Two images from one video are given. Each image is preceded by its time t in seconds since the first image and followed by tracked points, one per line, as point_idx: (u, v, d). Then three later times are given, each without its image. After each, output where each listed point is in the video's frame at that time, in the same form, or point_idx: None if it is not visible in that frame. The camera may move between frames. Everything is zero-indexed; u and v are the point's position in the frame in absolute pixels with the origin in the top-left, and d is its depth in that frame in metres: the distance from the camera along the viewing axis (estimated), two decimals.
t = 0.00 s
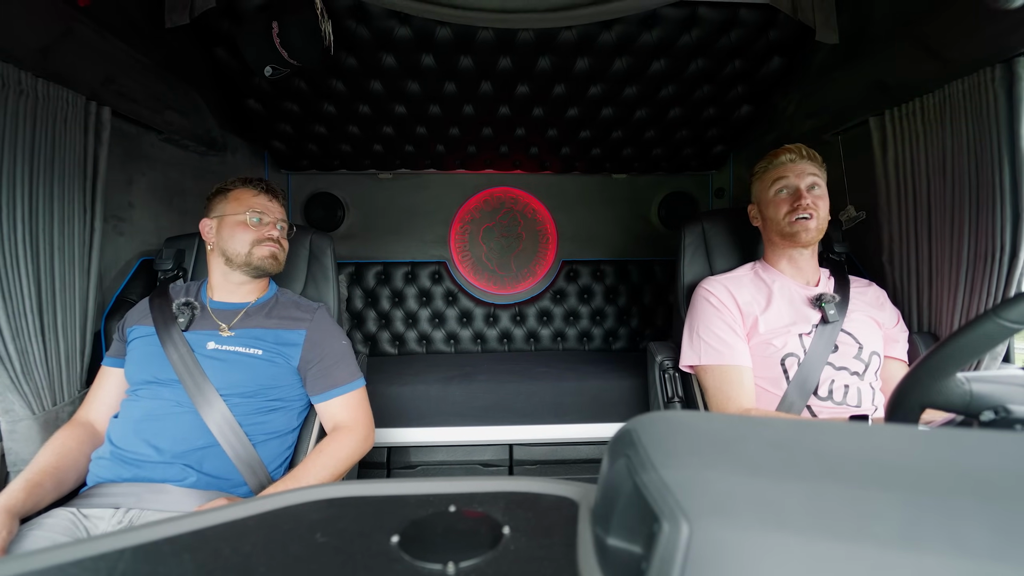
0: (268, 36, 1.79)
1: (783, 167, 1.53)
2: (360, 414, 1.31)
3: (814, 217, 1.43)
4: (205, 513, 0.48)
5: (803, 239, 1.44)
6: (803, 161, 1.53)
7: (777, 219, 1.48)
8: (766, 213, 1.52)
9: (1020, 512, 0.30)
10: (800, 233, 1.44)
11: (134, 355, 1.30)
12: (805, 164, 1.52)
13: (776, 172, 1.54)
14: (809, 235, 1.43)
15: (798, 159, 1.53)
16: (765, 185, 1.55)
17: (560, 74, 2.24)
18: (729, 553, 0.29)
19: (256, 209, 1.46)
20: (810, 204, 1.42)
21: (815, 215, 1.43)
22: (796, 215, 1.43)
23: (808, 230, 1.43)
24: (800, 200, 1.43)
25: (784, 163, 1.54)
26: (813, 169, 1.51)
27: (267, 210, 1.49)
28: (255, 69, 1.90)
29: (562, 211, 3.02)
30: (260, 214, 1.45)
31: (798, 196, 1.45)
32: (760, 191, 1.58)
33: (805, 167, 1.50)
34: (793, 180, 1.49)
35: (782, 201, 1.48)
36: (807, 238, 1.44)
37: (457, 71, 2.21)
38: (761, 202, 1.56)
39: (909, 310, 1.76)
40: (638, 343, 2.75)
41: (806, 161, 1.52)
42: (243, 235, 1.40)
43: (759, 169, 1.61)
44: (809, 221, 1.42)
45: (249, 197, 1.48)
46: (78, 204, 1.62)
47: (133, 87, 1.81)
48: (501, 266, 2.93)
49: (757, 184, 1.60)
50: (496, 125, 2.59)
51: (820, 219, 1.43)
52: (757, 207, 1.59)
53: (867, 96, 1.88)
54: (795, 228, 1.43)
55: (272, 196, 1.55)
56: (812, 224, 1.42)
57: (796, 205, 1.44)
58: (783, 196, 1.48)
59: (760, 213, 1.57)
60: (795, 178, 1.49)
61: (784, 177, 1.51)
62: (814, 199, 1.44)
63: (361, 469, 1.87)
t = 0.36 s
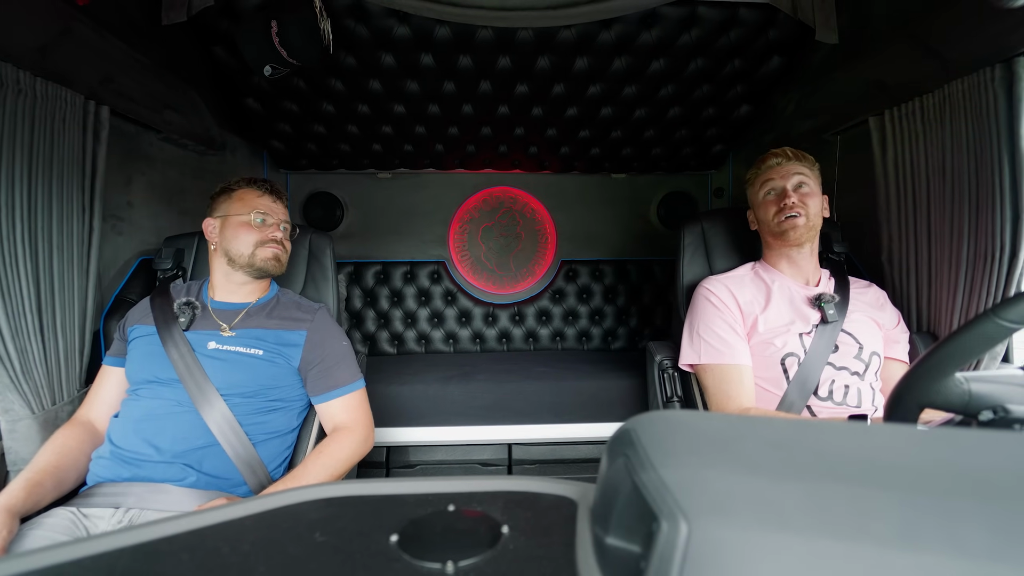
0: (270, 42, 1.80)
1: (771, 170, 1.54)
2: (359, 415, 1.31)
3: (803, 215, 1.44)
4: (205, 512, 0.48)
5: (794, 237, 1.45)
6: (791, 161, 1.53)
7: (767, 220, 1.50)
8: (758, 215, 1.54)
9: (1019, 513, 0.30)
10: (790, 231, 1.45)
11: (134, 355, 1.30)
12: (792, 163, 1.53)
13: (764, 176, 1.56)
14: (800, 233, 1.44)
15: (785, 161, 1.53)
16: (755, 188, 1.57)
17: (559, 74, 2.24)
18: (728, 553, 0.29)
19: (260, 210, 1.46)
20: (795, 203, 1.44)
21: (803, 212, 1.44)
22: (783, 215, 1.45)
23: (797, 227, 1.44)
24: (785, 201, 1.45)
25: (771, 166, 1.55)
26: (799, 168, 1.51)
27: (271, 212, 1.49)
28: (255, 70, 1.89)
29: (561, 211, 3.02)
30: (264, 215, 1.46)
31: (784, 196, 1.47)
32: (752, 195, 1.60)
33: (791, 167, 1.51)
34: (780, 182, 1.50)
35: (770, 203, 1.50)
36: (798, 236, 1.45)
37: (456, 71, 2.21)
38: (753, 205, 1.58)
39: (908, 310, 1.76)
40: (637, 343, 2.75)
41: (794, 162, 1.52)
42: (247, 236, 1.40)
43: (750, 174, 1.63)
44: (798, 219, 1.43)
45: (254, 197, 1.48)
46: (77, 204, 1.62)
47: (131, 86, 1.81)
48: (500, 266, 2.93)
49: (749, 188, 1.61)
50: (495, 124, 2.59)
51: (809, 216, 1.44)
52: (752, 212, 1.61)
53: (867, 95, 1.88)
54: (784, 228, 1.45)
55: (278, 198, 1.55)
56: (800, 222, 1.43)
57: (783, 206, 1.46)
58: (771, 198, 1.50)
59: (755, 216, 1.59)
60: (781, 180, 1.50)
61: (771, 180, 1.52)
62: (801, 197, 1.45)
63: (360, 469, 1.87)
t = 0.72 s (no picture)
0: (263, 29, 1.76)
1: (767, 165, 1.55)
2: (358, 411, 1.31)
3: (794, 210, 1.44)
4: (204, 510, 0.48)
5: (784, 232, 1.46)
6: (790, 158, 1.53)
7: (761, 215, 1.51)
8: (753, 211, 1.55)
9: (1019, 512, 0.30)
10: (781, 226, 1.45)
11: (130, 354, 1.29)
12: (790, 160, 1.53)
13: (760, 171, 1.57)
14: (790, 227, 1.44)
15: (784, 158, 1.53)
16: (753, 185, 1.58)
17: (560, 72, 2.23)
18: (728, 552, 0.29)
19: (251, 210, 1.46)
20: (788, 197, 1.45)
21: (795, 207, 1.44)
22: (776, 209, 1.46)
23: (788, 222, 1.44)
24: (779, 194, 1.46)
25: (770, 162, 1.56)
26: (796, 165, 1.51)
27: (262, 211, 1.48)
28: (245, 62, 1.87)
29: (561, 210, 3.02)
30: (256, 215, 1.45)
31: (778, 191, 1.48)
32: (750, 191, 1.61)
33: (788, 162, 1.51)
34: (776, 177, 1.51)
35: (765, 198, 1.51)
36: (790, 231, 1.45)
37: (457, 69, 2.20)
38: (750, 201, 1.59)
39: (907, 310, 1.76)
40: (638, 343, 2.75)
41: (791, 160, 1.52)
42: (239, 237, 1.40)
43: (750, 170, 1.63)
44: (790, 214, 1.44)
45: (244, 196, 1.47)
46: (77, 202, 1.62)
47: (131, 84, 1.81)
48: (500, 265, 2.93)
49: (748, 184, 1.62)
50: (495, 123, 2.59)
51: (801, 211, 1.44)
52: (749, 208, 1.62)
53: (868, 95, 1.88)
54: (775, 222, 1.46)
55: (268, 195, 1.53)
56: (792, 217, 1.44)
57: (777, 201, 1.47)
58: (766, 193, 1.51)
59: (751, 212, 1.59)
60: (777, 175, 1.51)
61: (767, 175, 1.53)
62: (795, 192, 1.46)
63: (360, 468, 1.87)
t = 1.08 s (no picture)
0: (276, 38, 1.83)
1: (775, 167, 1.53)
2: (359, 409, 1.31)
3: (809, 216, 1.43)
4: (204, 509, 0.48)
5: (798, 238, 1.45)
6: (796, 160, 1.53)
7: (772, 218, 1.49)
8: (760, 213, 1.53)
9: (1019, 514, 0.30)
10: (795, 232, 1.44)
11: (132, 350, 1.29)
12: (797, 162, 1.52)
13: (769, 172, 1.54)
14: (805, 233, 1.44)
15: (790, 159, 1.53)
16: (758, 185, 1.55)
17: (561, 72, 2.23)
18: (726, 552, 0.29)
19: (253, 206, 1.45)
20: (804, 204, 1.43)
21: (809, 214, 1.44)
22: (792, 215, 1.44)
23: (803, 228, 1.43)
24: (796, 200, 1.44)
25: (776, 162, 1.54)
26: (806, 169, 1.51)
27: (265, 207, 1.48)
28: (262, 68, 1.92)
29: (561, 209, 3.02)
30: (257, 210, 1.45)
31: (793, 196, 1.46)
32: (753, 191, 1.58)
33: (797, 165, 1.51)
34: (787, 181, 1.50)
35: (777, 202, 1.49)
36: (802, 237, 1.45)
37: (457, 68, 2.20)
38: (754, 201, 1.56)
39: (908, 311, 1.76)
40: (637, 342, 2.75)
41: (799, 161, 1.52)
42: (241, 231, 1.40)
43: (751, 168, 1.61)
44: (805, 220, 1.43)
45: (247, 193, 1.47)
46: (77, 201, 1.62)
47: (131, 82, 1.80)
48: (500, 264, 2.93)
49: (750, 183, 1.60)
50: (496, 122, 2.59)
51: (815, 217, 1.44)
52: (750, 206, 1.60)
53: (868, 96, 1.88)
54: (791, 228, 1.44)
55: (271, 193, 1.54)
56: (807, 223, 1.43)
57: (791, 206, 1.45)
58: (778, 196, 1.49)
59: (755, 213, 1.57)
60: (788, 178, 1.49)
61: (777, 177, 1.51)
62: (809, 198, 1.45)
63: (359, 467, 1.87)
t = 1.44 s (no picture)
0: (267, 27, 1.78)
1: (776, 170, 1.53)
2: (359, 412, 1.31)
3: (804, 222, 1.44)
4: (205, 508, 0.49)
5: (792, 244, 1.46)
6: (798, 162, 1.52)
7: (768, 223, 1.51)
8: (760, 217, 1.55)
9: (1018, 517, 0.30)
10: (789, 238, 1.46)
11: (134, 348, 1.30)
12: (799, 165, 1.52)
13: (769, 176, 1.54)
14: (799, 239, 1.45)
15: (792, 161, 1.52)
16: (758, 188, 1.56)
17: (562, 73, 2.23)
18: (724, 554, 0.29)
19: (240, 209, 1.40)
20: (799, 209, 1.45)
21: (805, 220, 1.44)
22: (785, 221, 1.46)
23: (797, 234, 1.44)
24: (790, 206, 1.46)
25: (777, 165, 1.54)
26: (806, 172, 1.50)
27: (253, 210, 1.42)
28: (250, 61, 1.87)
29: (562, 210, 3.02)
30: (243, 215, 1.40)
31: (788, 202, 1.47)
32: (754, 193, 1.60)
33: (797, 168, 1.51)
34: (785, 185, 1.50)
35: (773, 206, 1.50)
36: (797, 243, 1.46)
37: (458, 69, 2.20)
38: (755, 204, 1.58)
39: (907, 313, 1.76)
40: (637, 343, 2.74)
41: (800, 163, 1.51)
42: (226, 238, 1.38)
43: (754, 170, 1.61)
44: (799, 227, 1.44)
45: (236, 194, 1.42)
46: (78, 200, 1.62)
47: (132, 81, 1.80)
48: (500, 265, 2.93)
49: (751, 185, 1.61)
50: (496, 123, 2.59)
51: (811, 223, 1.44)
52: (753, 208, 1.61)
53: (868, 99, 1.88)
54: (784, 234, 1.46)
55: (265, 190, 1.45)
56: (802, 230, 1.44)
57: (787, 212, 1.46)
58: (775, 201, 1.50)
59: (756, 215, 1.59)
60: (786, 182, 1.50)
61: (776, 181, 1.52)
62: (805, 204, 1.45)
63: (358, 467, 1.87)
